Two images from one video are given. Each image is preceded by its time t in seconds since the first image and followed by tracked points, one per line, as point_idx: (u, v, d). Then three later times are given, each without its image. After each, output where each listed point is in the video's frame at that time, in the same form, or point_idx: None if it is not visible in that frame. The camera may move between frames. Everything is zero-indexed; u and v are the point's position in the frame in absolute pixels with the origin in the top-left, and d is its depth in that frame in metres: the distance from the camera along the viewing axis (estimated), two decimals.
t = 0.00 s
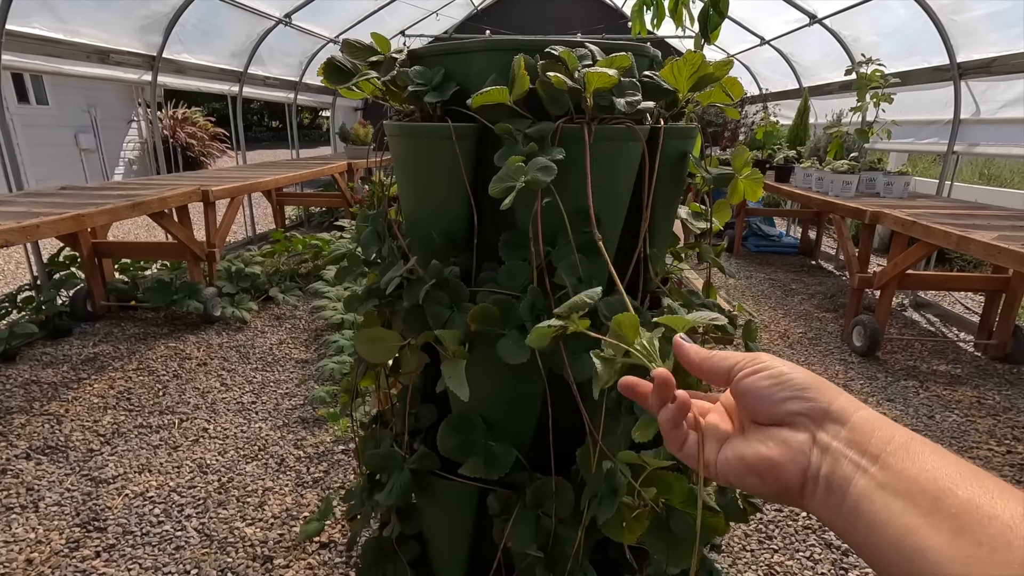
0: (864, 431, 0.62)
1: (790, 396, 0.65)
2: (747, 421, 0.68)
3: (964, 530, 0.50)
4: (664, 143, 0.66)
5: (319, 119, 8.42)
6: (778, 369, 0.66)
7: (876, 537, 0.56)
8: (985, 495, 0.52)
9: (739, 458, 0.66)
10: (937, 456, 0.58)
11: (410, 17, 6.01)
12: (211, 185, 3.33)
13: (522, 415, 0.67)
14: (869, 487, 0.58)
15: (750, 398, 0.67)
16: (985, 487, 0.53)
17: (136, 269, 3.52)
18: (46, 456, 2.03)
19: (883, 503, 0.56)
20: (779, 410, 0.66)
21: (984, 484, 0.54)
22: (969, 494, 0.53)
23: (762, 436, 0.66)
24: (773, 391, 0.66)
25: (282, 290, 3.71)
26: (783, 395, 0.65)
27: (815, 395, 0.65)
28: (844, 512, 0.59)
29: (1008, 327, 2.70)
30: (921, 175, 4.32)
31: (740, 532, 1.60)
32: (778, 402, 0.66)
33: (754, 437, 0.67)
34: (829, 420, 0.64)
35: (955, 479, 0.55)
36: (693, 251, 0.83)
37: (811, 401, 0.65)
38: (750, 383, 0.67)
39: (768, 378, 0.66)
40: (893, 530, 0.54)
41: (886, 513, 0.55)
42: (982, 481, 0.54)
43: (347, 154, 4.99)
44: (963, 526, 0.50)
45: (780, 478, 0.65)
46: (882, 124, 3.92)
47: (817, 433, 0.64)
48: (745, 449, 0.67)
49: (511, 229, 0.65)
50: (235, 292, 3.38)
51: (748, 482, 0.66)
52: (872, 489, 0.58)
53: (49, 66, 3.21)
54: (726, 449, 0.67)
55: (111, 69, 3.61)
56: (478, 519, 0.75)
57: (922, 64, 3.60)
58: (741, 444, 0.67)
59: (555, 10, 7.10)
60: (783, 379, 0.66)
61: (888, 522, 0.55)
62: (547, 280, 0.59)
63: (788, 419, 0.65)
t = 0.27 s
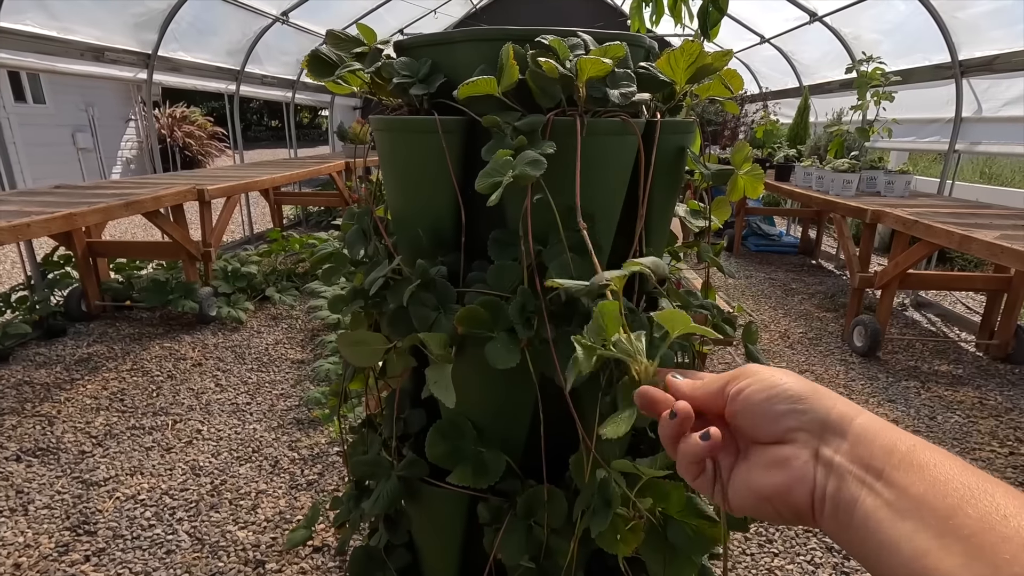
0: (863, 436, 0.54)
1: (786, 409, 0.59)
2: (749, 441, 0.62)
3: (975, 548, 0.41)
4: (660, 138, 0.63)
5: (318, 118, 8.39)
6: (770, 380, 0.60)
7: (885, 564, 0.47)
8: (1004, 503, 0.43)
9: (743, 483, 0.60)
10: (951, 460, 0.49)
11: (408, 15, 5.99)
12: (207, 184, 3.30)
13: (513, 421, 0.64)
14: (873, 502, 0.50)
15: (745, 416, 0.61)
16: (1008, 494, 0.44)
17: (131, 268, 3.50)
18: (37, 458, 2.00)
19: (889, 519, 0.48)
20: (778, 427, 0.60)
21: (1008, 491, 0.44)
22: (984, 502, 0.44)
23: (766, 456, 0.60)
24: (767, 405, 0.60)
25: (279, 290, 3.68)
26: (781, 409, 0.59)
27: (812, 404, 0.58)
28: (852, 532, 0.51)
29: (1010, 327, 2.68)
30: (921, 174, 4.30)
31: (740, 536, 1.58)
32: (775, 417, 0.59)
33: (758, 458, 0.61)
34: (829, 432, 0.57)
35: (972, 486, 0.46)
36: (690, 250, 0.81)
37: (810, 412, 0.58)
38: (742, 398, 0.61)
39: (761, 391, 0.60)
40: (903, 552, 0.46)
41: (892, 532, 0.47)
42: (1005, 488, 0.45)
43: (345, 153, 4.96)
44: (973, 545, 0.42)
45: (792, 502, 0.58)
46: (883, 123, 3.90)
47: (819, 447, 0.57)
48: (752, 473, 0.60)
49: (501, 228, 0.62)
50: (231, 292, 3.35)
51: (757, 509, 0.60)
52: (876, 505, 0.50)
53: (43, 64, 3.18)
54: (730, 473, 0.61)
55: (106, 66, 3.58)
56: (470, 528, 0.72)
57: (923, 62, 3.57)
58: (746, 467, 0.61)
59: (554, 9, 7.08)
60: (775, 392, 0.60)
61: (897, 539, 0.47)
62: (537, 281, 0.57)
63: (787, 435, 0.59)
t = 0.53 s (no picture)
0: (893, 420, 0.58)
1: (815, 374, 0.60)
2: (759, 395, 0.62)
3: (1000, 525, 0.45)
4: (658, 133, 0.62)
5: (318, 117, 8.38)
6: (804, 341, 0.60)
7: (901, 536, 0.51)
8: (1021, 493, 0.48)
9: (747, 432, 0.60)
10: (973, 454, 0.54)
11: (408, 14, 5.98)
12: (206, 182, 3.30)
13: (510, 420, 0.64)
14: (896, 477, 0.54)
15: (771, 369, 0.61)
16: None
17: (130, 267, 3.49)
18: (35, 457, 2.00)
19: (911, 494, 0.52)
20: (801, 389, 0.60)
21: None
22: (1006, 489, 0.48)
23: (777, 414, 0.61)
24: (795, 367, 0.60)
25: (278, 289, 3.67)
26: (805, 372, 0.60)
27: (844, 373, 0.60)
28: (866, 503, 0.55)
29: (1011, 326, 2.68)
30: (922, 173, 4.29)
31: (740, 535, 1.57)
32: (800, 377, 0.60)
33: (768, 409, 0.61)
34: (862, 406, 0.59)
35: (998, 478, 0.50)
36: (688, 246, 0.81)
37: (844, 384, 0.60)
38: (768, 353, 0.61)
39: (791, 351, 0.60)
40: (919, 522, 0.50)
41: (916, 506, 0.51)
42: None
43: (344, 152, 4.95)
44: (1001, 521, 0.45)
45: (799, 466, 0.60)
46: (883, 122, 3.89)
47: (845, 417, 0.59)
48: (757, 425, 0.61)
49: (499, 224, 0.62)
50: (230, 291, 3.34)
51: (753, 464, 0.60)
52: (901, 482, 0.53)
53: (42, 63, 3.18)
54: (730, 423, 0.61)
55: (106, 65, 3.57)
56: (467, 527, 0.72)
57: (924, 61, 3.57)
58: (745, 418, 0.61)
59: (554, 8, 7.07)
60: (808, 356, 0.60)
61: (919, 509, 0.50)
62: (534, 278, 0.56)
63: (812, 396, 0.60)
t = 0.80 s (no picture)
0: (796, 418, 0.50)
1: (727, 398, 0.54)
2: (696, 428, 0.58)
3: (909, 541, 0.38)
4: (654, 139, 0.64)
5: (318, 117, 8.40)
6: (716, 367, 0.55)
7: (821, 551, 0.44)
8: (936, 488, 0.40)
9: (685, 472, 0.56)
10: (884, 443, 0.46)
11: (408, 14, 5.99)
12: (207, 182, 3.31)
13: (509, 420, 0.65)
14: (808, 487, 0.46)
15: (692, 404, 0.56)
16: (949, 478, 0.41)
17: (132, 267, 3.50)
18: (38, 456, 2.01)
19: (824, 509, 0.44)
20: (718, 415, 0.55)
21: (944, 476, 0.41)
22: (914, 487, 0.41)
23: (709, 445, 0.56)
24: (707, 397, 0.55)
25: (279, 289, 3.69)
26: (721, 398, 0.54)
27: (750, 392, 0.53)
28: (791, 520, 0.48)
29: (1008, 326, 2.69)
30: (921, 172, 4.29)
31: (738, 534, 1.58)
32: (715, 406, 0.54)
33: (700, 446, 0.57)
34: (767, 419, 0.52)
35: (907, 469, 0.42)
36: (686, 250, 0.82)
37: (752, 400, 0.53)
38: (689, 390, 0.56)
39: (707, 381, 0.55)
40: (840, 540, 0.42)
41: (831, 522, 0.44)
42: (943, 471, 0.42)
43: (345, 151, 4.96)
44: (908, 536, 0.38)
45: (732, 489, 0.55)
46: (882, 121, 3.89)
47: (757, 434, 0.52)
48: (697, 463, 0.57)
49: (497, 229, 0.63)
50: (231, 290, 3.35)
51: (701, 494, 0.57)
52: (812, 493, 0.46)
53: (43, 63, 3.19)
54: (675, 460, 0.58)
55: (106, 65, 3.58)
56: (466, 525, 0.73)
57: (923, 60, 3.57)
58: (695, 452, 0.57)
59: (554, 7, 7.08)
60: (719, 378, 0.55)
61: (836, 525, 0.43)
62: (531, 281, 0.57)
63: (727, 424, 0.54)
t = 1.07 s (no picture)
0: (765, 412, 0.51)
1: (706, 399, 0.55)
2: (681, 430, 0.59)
3: (870, 522, 0.39)
4: (651, 142, 0.65)
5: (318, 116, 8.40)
6: (694, 370, 0.56)
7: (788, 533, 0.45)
8: (893, 470, 0.42)
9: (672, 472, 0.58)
10: (847, 430, 0.47)
11: (408, 13, 5.99)
12: (208, 182, 3.32)
13: (508, 418, 0.67)
14: (777, 477, 0.47)
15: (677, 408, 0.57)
16: (904, 460, 0.42)
17: (133, 266, 3.51)
18: (41, 454, 2.03)
19: (792, 497, 0.45)
20: (699, 418, 0.56)
21: (903, 459, 0.43)
22: (873, 469, 0.42)
23: (692, 445, 0.57)
24: (689, 399, 0.56)
25: (280, 288, 3.70)
26: (701, 400, 0.56)
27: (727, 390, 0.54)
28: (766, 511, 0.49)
29: (1006, 325, 2.70)
30: (920, 171, 4.30)
31: (736, 531, 1.59)
32: (695, 408, 0.56)
33: (684, 447, 0.58)
34: (741, 417, 0.52)
35: (865, 454, 0.44)
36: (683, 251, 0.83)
37: (729, 401, 0.54)
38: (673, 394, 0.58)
39: (689, 385, 0.57)
40: (809, 528, 0.43)
41: (798, 507, 0.45)
42: (901, 454, 0.43)
43: (345, 151, 4.96)
44: (869, 517, 0.39)
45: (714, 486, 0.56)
46: (882, 121, 3.90)
47: (731, 431, 0.53)
48: (684, 464, 0.58)
49: (497, 230, 0.64)
50: (232, 289, 3.36)
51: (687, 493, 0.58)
52: (782, 483, 0.47)
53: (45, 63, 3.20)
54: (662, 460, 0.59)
55: (107, 65, 3.59)
56: (465, 521, 0.74)
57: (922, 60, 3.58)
58: (682, 454, 0.59)
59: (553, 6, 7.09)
60: (697, 380, 0.56)
61: (804, 513, 0.44)
62: (530, 282, 0.58)
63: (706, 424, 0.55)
